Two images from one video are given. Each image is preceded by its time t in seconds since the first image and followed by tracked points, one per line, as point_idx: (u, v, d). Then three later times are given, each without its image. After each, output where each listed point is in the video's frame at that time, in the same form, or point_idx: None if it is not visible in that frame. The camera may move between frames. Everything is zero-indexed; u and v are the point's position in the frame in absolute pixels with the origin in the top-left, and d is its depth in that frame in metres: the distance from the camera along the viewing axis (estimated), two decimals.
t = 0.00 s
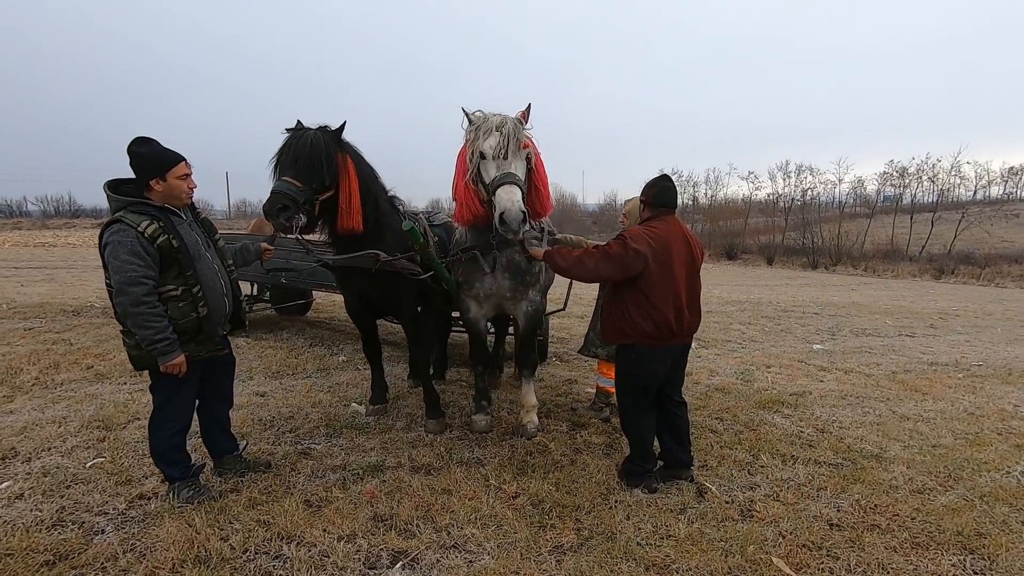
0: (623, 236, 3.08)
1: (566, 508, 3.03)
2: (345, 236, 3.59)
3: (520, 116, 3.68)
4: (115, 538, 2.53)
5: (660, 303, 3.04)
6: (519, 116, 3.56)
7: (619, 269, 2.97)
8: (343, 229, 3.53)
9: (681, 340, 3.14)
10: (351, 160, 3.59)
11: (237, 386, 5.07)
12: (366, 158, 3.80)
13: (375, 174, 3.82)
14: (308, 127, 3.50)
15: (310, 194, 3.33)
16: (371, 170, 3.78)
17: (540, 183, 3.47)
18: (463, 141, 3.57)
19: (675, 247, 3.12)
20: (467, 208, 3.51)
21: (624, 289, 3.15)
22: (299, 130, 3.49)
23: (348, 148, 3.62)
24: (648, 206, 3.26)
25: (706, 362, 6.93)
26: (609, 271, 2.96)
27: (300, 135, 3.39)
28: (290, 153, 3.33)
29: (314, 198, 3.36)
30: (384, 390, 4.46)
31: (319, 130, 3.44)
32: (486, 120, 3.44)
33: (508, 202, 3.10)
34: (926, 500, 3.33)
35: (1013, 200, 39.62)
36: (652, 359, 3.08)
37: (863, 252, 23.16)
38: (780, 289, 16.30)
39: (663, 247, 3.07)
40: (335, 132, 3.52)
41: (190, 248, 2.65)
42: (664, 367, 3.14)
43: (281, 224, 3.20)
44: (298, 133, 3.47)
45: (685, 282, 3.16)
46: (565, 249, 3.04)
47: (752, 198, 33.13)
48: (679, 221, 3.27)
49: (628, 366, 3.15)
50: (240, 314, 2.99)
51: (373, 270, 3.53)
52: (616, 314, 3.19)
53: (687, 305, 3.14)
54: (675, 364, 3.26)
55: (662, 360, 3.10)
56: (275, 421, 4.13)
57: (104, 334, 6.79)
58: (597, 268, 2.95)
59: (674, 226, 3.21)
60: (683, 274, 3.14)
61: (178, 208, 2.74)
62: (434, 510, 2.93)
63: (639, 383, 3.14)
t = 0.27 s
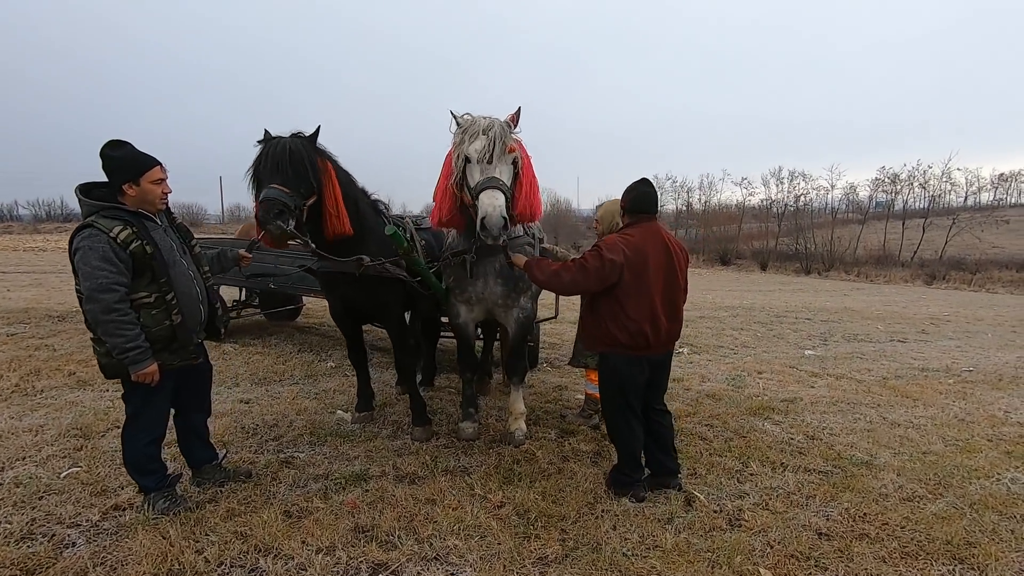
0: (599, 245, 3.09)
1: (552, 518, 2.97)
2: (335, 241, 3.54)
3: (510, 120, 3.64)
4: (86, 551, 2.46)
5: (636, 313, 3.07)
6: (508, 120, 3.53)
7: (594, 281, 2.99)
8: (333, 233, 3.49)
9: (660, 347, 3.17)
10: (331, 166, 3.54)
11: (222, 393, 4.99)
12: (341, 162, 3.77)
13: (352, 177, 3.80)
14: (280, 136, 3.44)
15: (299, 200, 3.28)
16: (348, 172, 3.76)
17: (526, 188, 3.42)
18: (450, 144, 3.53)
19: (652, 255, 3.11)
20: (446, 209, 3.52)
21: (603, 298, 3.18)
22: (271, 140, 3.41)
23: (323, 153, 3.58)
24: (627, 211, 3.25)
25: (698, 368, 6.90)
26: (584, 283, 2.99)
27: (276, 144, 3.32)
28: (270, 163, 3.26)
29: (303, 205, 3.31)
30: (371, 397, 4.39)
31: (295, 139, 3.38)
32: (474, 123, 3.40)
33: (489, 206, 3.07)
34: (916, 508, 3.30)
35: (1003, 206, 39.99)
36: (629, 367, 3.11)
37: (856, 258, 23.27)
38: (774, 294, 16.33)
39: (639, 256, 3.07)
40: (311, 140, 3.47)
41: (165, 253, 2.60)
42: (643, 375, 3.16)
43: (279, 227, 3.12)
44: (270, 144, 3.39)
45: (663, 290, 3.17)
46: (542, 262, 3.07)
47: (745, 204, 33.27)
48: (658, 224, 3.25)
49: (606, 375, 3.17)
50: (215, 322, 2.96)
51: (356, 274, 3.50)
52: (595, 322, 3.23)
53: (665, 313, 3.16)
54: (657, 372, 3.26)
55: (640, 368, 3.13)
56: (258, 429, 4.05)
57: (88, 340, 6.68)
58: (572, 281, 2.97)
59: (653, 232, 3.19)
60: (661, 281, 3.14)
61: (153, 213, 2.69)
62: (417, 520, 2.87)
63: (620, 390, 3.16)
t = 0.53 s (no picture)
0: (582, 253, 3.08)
1: (539, 524, 2.95)
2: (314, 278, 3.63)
3: (497, 125, 3.63)
4: (64, 561, 2.44)
5: (619, 321, 3.05)
6: (495, 125, 3.51)
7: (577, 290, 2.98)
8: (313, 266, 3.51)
9: (647, 354, 3.14)
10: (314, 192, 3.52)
11: (212, 399, 4.96)
12: (338, 182, 3.74)
13: (348, 199, 3.79)
14: (277, 161, 3.42)
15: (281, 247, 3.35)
16: (344, 195, 3.75)
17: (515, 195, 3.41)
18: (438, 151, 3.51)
19: (636, 262, 3.09)
20: (436, 216, 3.49)
21: (588, 306, 3.17)
22: (265, 164, 3.40)
23: (317, 181, 3.57)
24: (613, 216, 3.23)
25: (692, 371, 6.87)
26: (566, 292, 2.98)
27: (268, 177, 3.32)
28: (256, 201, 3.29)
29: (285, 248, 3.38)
30: (362, 403, 4.36)
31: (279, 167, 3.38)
32: (461, 129, 3.39)
33: (476, 214, 3.06)
34: (907, 512, 3.27)
35: (1000, 208, 40.09)
36: (617, 372, 3.10)
37: (853, 260, 23.28)
38: (771, 297, 16.32)
39: (622, 263, 3.05)
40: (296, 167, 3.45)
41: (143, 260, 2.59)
42: (630, 379, 3.15)
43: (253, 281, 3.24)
44: (264, 170, 3.39)
45: (648, 296, 3.14)
46: (526, 270, 3.07)
47: (743, 206, 33.32)
48: (645, 229, 3.22)
49: (594, 378, 3.16)
50: (196, 330, 2.93)
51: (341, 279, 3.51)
52: (580, 329, 3.22)
53: (651, 319, 3.13)
54: (645, 376, 3.24)
55: (626, 373, 3.12)
56: (247, 436, 4.02)
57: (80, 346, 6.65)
58: (555, 290, 2.96)
59: (638, 238, 3.16)
60: (646, 288, 3.11)
61: (133, 220, 2.68)
62: (402, 527, 2.84)
63: (609, 394, 3.13)
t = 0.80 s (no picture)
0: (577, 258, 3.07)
1: (529, 531, 2.94)
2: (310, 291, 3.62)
3: (487, 133, 3.65)
4: (55, 567, 2.47)
5: (615, 326, 3.04)
6: (485, 133, 3.53)
7: (570, 295, 2.97)
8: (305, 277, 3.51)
9: (642, 359, 3.12)
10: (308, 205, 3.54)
11: (212, 405, 5.00)
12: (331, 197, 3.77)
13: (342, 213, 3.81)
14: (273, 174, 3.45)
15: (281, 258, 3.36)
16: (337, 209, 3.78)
17: (506, 202, 3.42)
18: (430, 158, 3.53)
19: (631, 266, 3.07)
20: (428, 224, 3.50)
21: (583, 312, 3.16)
22: (263, 179, 3.44)
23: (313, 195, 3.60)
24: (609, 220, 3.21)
25: (694, 377, 6.82)
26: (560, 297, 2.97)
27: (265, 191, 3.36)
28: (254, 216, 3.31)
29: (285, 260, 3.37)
30: (359, 410, 4.38)
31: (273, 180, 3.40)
32: (452, 137, 3.40)
33: (467, 222, 3.07)
34: (906, 520, 3.23)
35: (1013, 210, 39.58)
36: (614, 379, 3.08)
37: (863, 264, 23.04)
38: (779, 301, 16.19)
39: (617, 267, 3.04)
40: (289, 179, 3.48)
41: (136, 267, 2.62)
42: (626, 386, 3.13)
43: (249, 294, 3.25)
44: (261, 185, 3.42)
45: (644, 300, 3.11)
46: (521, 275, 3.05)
47: (751, 210, 33.13)
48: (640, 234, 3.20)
49: (592, 385, 3.13)
50: (188, 336, 2.97)
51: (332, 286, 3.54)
52: (576, 334, 3.21)
53: (646, 323, 3.11)
54: (643, 383, 3.22)
55: (623, 380, 3.10)
56: (243, 442, 4.04)
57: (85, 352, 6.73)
58: (550, 296, 2.96)
59: (632, 242, 3.14)
60: (643, 293, 3.09)
61: (126, 228, 2.71)
62: (392, 534, 2.84)
63: (607, 401, 3.10)
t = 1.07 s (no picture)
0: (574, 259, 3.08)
1: (521, 533, 2.95)
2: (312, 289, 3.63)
3: (482, 138, 3.68)
4: (52, 561, 2.53)
5: (613, 327, 3.02)
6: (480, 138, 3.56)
7: (566, 295, 2.98)
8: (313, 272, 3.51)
9: (642, 361, 3.08)
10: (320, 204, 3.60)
11: (216, 404, 5.06)
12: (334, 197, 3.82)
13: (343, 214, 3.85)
14: (279, 172, 3.50)
15: (287, 253, 3.39)
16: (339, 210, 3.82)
17: (501, 206, 3.45)
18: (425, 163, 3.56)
19: (629, 267, 3.05)
20: (424, 227, 3.52)
21: (581, 313, 3.16)
22: (269, 176, 3.48)
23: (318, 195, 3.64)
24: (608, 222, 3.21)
25: (698, 382, 6.78)
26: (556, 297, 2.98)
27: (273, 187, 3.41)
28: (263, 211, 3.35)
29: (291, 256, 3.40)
30: (359, 411, 4.41)
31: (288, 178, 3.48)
32: (447, 142, 3.43)
33: (463, 225, 3.09)
34: (904, 528, 3.18)
35: None
36: (611, 382, 3.07)
37: (878, 270, 22.74)
38: (791, 307, 16.01)
39: (614, 268, 3.03)
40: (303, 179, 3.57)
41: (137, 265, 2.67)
42: (624, 389, 3.12)
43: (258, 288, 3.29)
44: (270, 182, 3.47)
45: (643, 302, 3.08)
46: (519, 275, 3.07)
47: (763, 215, 32.86)
48: (639, 236, 3.18)
49: (589, 387, 3.12)
50: (188, 334, 3.01)
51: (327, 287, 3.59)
52: (575, 336, 3.20)
53: (645, 325, 3.08)
54: (641, 386, 3.21)
55: (621, 383, 3.09)
56: (244, 441, 4.09)
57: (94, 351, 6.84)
58: (546, 296, 2.97)
59: (631, 243, 3.13)
60: (641, 294, 3.07)
61: (129, 228, 2.76)
62: (384, 534, 2.86)
63: (604, 404, 3.09)
